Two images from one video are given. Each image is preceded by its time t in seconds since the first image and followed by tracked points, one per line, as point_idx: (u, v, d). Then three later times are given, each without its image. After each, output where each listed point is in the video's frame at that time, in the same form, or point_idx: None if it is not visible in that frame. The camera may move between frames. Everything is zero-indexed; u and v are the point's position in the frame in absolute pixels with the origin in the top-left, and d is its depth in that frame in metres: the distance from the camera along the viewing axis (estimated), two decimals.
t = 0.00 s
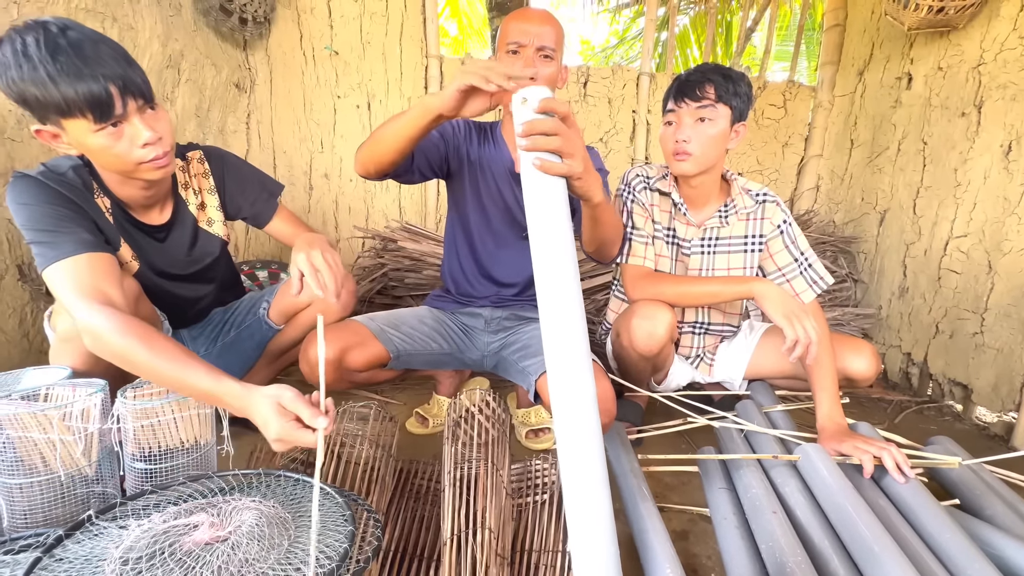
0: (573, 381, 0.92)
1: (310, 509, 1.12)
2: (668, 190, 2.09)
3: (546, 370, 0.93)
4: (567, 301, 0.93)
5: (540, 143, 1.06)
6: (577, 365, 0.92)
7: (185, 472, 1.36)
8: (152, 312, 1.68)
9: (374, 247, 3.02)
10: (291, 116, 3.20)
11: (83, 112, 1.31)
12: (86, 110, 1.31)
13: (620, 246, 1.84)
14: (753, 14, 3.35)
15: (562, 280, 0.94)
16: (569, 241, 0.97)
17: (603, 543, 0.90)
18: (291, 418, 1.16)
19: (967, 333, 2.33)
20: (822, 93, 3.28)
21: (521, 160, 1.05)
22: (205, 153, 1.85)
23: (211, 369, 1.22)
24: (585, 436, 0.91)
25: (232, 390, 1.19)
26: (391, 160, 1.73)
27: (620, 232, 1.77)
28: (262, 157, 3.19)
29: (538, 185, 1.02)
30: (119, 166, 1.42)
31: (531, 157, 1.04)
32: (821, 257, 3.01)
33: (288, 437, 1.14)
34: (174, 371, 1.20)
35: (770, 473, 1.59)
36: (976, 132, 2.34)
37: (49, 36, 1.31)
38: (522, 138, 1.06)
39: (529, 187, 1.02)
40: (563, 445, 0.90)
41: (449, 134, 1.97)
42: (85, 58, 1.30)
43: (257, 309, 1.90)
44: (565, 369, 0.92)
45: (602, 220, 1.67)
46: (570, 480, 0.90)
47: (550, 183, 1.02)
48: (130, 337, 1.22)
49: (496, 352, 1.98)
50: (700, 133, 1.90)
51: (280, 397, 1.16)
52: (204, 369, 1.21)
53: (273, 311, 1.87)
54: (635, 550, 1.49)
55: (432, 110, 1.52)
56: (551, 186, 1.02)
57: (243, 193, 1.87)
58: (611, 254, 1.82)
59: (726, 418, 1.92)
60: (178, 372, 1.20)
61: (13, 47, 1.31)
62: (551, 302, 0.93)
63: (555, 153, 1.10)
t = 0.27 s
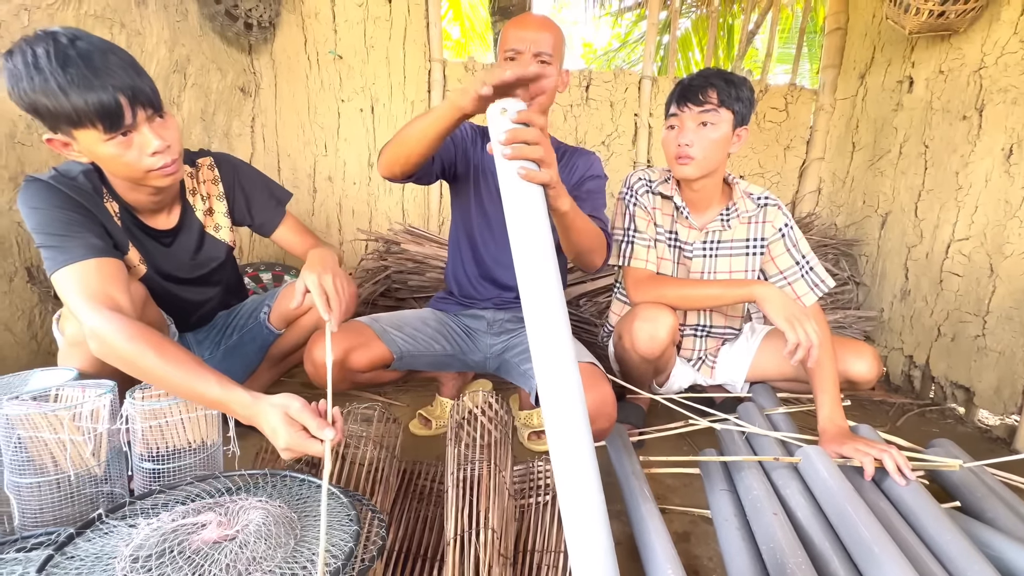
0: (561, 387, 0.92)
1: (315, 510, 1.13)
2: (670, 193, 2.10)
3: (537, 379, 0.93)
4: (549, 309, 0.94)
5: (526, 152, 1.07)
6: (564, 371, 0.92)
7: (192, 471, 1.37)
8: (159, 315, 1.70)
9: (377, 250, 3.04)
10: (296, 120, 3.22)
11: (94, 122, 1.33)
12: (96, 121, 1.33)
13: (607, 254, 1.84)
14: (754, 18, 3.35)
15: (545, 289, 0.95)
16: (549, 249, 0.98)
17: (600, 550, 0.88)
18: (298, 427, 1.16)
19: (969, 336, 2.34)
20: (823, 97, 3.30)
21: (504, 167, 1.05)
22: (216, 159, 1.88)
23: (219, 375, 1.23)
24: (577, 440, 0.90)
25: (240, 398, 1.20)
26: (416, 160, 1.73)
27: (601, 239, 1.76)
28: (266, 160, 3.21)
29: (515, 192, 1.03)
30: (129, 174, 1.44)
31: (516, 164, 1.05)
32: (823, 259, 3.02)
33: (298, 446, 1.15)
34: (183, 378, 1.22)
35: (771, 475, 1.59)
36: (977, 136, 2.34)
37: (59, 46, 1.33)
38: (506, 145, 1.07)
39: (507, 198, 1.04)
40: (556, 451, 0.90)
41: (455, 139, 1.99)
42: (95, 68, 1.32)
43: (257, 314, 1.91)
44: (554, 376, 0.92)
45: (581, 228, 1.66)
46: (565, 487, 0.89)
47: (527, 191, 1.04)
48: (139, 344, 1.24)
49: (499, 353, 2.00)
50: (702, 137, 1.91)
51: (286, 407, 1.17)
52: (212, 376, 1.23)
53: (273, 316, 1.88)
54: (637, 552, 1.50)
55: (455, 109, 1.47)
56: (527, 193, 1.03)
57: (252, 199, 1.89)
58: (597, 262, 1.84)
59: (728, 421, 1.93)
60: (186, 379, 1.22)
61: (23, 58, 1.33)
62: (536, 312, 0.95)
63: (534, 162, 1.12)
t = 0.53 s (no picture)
0: (561, 389, 0.93)
1: (323, 509, 1.15)
2: (674, 196, 2.10)
3: (537, 382, 0.94)
4: (549, 313, 0.95)
5: (524, 156, 1.12)
6: (564, 373, 0.93)
7: (200, 471, 1.38)
8: (165, 317, 1.71)
9: (381, 251, 3.05)
10: (300, 122, 3.25)
11: (102, 128, 1.35)
12: (104, 126, 1.34)
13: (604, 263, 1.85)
14: (757, 20, 3.35)
15: (545, 293, 0.96)
16: (548, 254, 0.99)
17: (603, 554, 0.87)
18: (299, 415, 1.19)
19: (972, 338, 2.34)
20: (825, 99, 3.30)
21: (505, 170, 1.10)
22: (222, 163, 1.89)
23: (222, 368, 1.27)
24: (578, 442, 0.91)
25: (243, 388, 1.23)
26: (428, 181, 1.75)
27: (597, 247, 1.77)
28: (271, 162, 3.22)
29: (513, 195, 1.06)
30: (136, 178, 1.46)
31: (517, 168, 1.10)
32: (826, 261, 3.03)
33: (299, 434, 1.18)
34: (187, 373, 1.26)
35: (774, 477, 1.60)
36: (980, 138, 2.35)
37: (69, 53, 1.34)
38: (508, 151, 1.12)
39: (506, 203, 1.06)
40: (558, 454, 0.91)
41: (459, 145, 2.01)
42: (103, 75, 1.34)
43: (258, 317, 1.92)
44: (554, 379, 0.93)
45: (573, 235, 1.67)
46: (567, 489, 0.89)
47: (525, 195, 1.06)
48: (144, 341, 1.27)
49: (503, 355, 1.99)
50: (706, 141, 1.92)
51: (286, 395, 1.20)
52: (215, 369, 1.26)
53: (273, 321, 1.88)
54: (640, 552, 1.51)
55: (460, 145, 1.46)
56: (525, 198, 1.05)
57: (256, 202, 1.90)
58: (591, 271, 1.85)
59: (731, 422, 1.94)
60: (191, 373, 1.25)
61: (34, 64, 1.34)
62: (537, 316, 0.96)
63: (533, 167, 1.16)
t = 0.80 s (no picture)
0: (567, 390, 0.94)
1: (329, 507, 1.15)
2: (677, 197, 2.11)
3: (544, 383, 0.96)
4: (555, 315, 0.96)
5: (532, 166, 1.17)
6: (570, 374, 0.95)
7: (207, 471, 1.39)
8: (169, 316, 1.71)
9: (384, 251, 3.06)
10: (303, 122, 3.26)
11: (106, 129, 1.35)
12: (108, 127, 1.35)
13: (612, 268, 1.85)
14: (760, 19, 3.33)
15: (551, 296, 0.98)
16: (555, 256, 1.02)
17: (608, 554, 0.86)
18: (314, 382, 1.27)
19: (975, 338, 2.34)
20: (828, 99, 3.30)
21: (514, 179, 1.14)
22: (222, 162, 1.89)
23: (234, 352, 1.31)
24: (583, 442, 0.92)
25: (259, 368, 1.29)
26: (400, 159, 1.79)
27: (604, 252, 1.77)
28: (275, 162, 3.22)
29: (520, 202, 1.11)
30: (139, 178, 1.47)
31: (526, 177, 1.15)
32: (828, 261, 3.03)
33: (317, 401, 1.26)
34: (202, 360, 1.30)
35: (777, 477, 1.60)
36: (984, 138, 2.34)
37: (73, 54, 1.35)
38: (516, 161, 1.16)
39: (515, 210, 1.10)
40: (563, 453, 0.92)
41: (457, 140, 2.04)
42: (107, 76, 1.34)
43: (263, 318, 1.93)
44: (560, 379, 0.94)
45: (583, 242, 1.67)
46: (573, 488, 0.90)
47: (532, 201, 1.11)
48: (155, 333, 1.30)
49: (506, 355, 2.00)
50: (707, 144, 1.92)
51: (302, 366, 1.26)
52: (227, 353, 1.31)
53: (277, 321, 1.90)
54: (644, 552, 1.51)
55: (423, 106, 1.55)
56: (533, 205, 1.10)
57: (256, 202, 1.90)
58: (601, 276, 1.84)
59: (734, 422, 1.94)
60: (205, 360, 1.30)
61: (38, 66, 1.35)
62: (544, 318, 0.98)
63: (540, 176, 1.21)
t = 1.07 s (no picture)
0: (553, 387, 0.96)
1: (331, 510, 1.15)
2: (678, 197, 2.10)
3: (532, 383, 0.98)
4: (539, 315, 1.00)
5: (511, 177, 1.24)
6: (555, 371, 0.97)
7: (208, 472, 1.39)
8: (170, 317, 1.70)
9: (385, 250, 3.06)
10: (304, 121, 3.25)
11: (96, 131, 1.35)
12: (99, 129, 1.35)
13: (603, 274, 1.82)
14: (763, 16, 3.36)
15: (534, 298, 1.02)
16: (537, 261, 1.07)
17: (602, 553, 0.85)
18: (320, 364, 1.26)
19: (978, 338, 2.33)
20: (831, 97, 3.28)
21: (495, 191, 1.21)
22: (218, 162, 1.88)
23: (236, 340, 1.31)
24: (572, 437, 0.93)
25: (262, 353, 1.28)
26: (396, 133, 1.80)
27: (593, 259, 1.75)
28: (275, 161, 3.21)
29: (503, 211, 1.17)
30: (132, 179, 1.47)
31: (506, 187, 1.21)
32: (830, 261, 3.02)
33: (324, 381, 1.24)
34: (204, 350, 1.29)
35: (779, 478, 1.60)
36: (987, 137, 2.33)
37: (61, 56, 1.34)
38: (496, 173, 1.24)
39: (498, 220, 1.16)
40: (554, 451, 0.92)
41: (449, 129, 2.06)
42: (97, 77, 1.34)
43: (264, 317, 1.93)
44: (546, 377, 0.96)
45: (569, 249, 1.67)
46: (565, 485, 0.90)
47: (514, 210, 1.17)
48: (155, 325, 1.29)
49: (507, 355, 1.99)
50: (705, 146, 1.91)
51: (306, 349, 1.25)
52: (229, 341, 1.30)
53: (278, 319, 1.89)
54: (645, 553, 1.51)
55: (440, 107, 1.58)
56: (514, 212, 1.16)
57: (253, 202, 1.90)
58: (592, 284, 1.82)
59: (735, 423, 1.94)
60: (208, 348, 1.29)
61: (27, 68, 1.34)
62: (529, 320, 1.02)
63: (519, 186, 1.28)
